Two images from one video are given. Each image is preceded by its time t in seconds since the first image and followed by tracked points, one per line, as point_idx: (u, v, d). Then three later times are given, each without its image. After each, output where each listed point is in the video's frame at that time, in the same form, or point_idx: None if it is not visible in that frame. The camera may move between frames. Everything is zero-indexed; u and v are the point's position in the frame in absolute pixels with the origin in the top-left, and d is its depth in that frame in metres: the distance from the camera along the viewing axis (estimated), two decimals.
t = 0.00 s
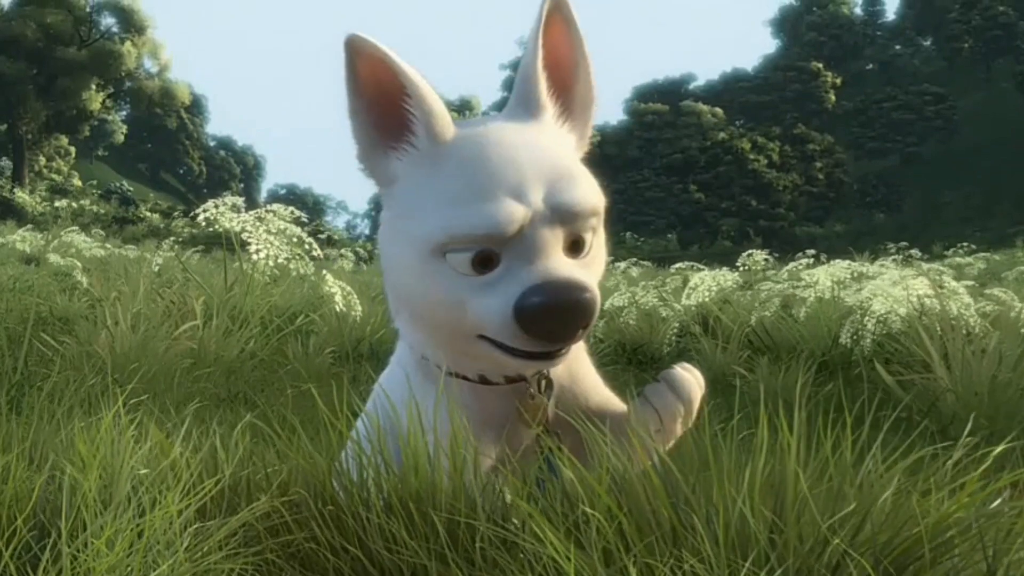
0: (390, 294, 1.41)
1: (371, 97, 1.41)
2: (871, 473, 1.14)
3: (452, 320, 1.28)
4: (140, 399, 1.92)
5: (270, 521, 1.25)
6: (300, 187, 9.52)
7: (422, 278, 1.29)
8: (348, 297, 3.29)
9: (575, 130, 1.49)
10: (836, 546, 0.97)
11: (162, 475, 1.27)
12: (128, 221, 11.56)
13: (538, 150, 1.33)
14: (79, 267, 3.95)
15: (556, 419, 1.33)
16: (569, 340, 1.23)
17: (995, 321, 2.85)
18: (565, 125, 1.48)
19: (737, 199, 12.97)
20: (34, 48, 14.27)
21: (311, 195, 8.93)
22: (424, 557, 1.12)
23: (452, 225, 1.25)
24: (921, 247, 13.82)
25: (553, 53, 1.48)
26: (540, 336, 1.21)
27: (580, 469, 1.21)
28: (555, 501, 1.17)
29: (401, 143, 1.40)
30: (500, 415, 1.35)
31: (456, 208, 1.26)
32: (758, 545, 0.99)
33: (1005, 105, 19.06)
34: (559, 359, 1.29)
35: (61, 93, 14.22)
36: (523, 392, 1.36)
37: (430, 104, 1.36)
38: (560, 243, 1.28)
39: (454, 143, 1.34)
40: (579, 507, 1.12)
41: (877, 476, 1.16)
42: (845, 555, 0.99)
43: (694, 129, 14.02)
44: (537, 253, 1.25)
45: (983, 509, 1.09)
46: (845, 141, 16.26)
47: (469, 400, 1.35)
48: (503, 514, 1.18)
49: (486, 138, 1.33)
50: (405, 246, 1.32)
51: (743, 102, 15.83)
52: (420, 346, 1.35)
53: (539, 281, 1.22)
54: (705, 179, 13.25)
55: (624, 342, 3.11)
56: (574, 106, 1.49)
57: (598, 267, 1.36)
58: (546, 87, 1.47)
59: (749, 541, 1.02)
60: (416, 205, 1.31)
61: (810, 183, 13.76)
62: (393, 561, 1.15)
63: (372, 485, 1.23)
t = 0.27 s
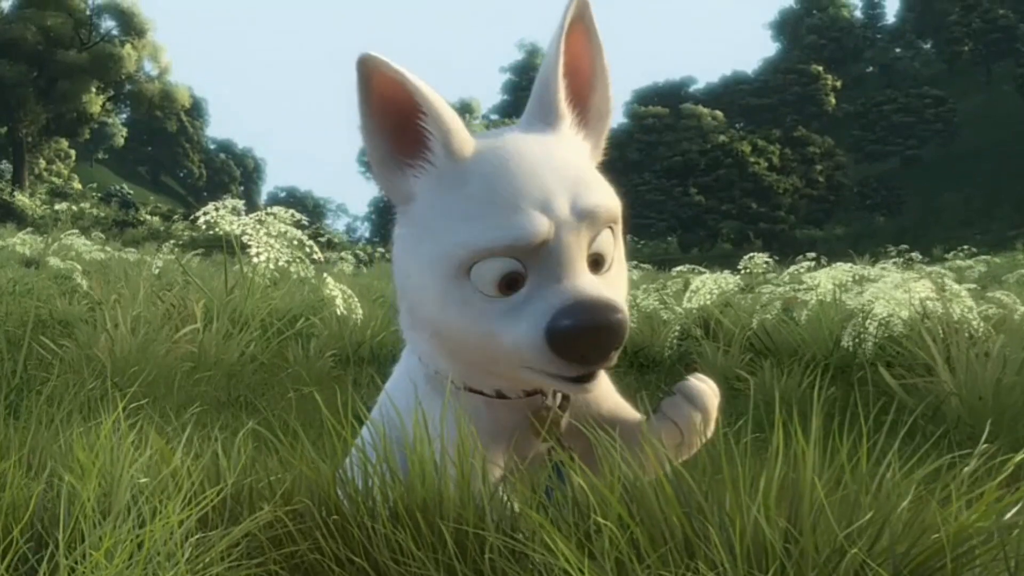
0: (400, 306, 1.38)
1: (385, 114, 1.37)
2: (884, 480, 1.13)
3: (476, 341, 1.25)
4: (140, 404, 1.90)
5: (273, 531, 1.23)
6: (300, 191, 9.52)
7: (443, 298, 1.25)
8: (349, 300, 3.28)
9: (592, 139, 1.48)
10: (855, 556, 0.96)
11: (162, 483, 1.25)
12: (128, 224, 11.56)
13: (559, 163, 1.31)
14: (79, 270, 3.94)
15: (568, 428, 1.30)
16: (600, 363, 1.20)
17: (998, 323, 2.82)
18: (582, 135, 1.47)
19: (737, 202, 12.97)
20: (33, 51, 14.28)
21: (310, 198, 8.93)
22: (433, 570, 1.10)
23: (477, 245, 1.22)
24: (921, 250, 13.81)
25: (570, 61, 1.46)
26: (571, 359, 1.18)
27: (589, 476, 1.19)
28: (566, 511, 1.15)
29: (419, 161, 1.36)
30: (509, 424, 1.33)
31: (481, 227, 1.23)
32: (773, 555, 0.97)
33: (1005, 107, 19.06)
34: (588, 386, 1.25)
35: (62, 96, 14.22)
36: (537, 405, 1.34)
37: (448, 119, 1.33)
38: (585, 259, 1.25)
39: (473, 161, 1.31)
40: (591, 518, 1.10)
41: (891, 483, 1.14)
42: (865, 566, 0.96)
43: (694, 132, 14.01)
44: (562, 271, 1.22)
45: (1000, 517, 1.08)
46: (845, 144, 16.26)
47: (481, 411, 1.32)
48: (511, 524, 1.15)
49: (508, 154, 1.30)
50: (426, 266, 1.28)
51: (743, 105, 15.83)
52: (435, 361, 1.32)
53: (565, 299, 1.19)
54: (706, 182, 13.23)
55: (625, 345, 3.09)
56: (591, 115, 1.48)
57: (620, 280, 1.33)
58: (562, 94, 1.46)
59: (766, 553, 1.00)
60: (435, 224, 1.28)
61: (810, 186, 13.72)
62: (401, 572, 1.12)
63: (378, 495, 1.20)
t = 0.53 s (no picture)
0: (404, 314, 1.36)
1: (378, 135, 1.32)
2: (899, 486, 1.11)
3: (493, 354, 1.23)
4: (140, 408, 1.90)
5: (276, 541, 1.21)
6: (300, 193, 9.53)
7: (458, 314, 1.23)
8: (349, 303, 3.26)
9: (594, 134, 1.47)
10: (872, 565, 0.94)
11: (163, 493, 1.24)
12: (127, 226, 11.55)
13: (570, 167, 1.29)
14: (79, 272, 3.93)
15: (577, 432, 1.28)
16: (619, 369, 1.19)
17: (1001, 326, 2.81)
18: (583, 132, 1.46)
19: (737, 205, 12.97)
20: (34, 53, 14.32)
21: (311, 200, 8.92)
22: None
23: (492, 262, 1.19)
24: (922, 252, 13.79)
25: (566, 55, 1.44)
26: (594, 371, 1.17)
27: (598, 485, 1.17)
28: (574, 520, 1.13)
29: (419, 176, 1.32)
30: (515, 430, 1.31)
31: (495, 239, 1.20)
32: (786, 563, 0.95)
33: (1005, 110, 19.06)
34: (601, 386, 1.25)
35: (61, 98, 14.21)
36: (546, 412, 1.32)
37: (447, 136, 1.29)
38: (601, 265, 1.24)
39: (477, 172, 1.28)
40: (601, 527, 1.08)
41: (904, 490, 1.12)
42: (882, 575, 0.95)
43: (695, 135, 13.99)
44: (579, 281, 1.21)
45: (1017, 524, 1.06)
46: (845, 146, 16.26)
47: (489, 418, 1.31)
48: (520, 532, 1.14)
49: (515, 161, 1.28)
50: (437, 281, 1.25)
51: (743, 108, 15.82)
52: (442, 370, 1.30)
53: (584, 308, 1.18)
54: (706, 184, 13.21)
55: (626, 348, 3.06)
56: (591, 112, 1.47)
57: (631, 282, 1.32)
58: (562, 91, 1.44)
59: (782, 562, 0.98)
60: (446, 239, 1.25)
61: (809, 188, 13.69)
62: None
63: (385, 502, 1.19)
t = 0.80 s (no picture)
0: (408, 315, 1.35)
1: (379, 139, 1.31)
2: (909, 489, 1.10)
3: (498, 356, 1.22)
4: (140, 410, 1.89)
5: (279, 546, 1.20)
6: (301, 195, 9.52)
7: (463, 318, 1.22)
8: (350, 304, 3.26)
9: (599, 134, 1.46)
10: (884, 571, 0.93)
11: (163, 498, 1.23)
12: (127, 229, 11.54)
13: (576, 167, 1.28)
14: (79, 274, 3.93)
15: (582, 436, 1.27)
16: (625, 370, 1.18)
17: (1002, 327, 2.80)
18: (589, 132, 1.45)
19: (738, 207, 12.98)
20: (34, 55, 14.26)
21: (311, 202, 8.91)
22: None
23: (497, 265, 1.18)
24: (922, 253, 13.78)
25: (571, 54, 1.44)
26: (600, 372, 1.16)
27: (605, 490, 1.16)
28: (581, 525, 1.12)
29: (423, 179, 1.31)
30: (518, 433, 1.30)
31: (500, 242, 1.19)
32: (797, 569, 0.94)
33: (1005, 111, 19.06)
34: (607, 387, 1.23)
35: (61, 100, 14.21)
36: (551, 416, 1.31)
37: (449, 139, 1.27)
38: (606, 266, 1.22)
39: (480, 174, 1.27)
40: (609, 531, 1.07)
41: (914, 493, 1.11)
42: None
43: (695, 136, 13.98)
44: (584, 281, 1.19)
45: None
46: (845, 148, 16.25)
47: (492, 420, 1.29)
48: (524, 538, 1.13)
49: (519, 162, 1.27)
50: (441, 284, 1.24)
51: (743, 109, 15.81)
52: (447, 371, 1.29)
53: (590, 308, 1.17)
54: (706, 186, 13.21)
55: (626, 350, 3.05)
56: (597, 112, 1.46)
57: (637, 282, 1.31)
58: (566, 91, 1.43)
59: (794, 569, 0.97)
60: (450, 241, 1.24)
61: (810, 190, 13.68)
62: None
63: (389, 508, 1.18)
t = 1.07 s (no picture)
0: (411, 318, 1.34)
1: (377, 143, 1.30)
2: (918, 493, 1.09)
3: (502, 351, 1.21)
4: (140, 414, 1.88)
5: (281, 553, 1.19)
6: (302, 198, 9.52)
7: (465, 316, 1.21)
8: (351, 306, 3.24)
9: (604, 137, 1.45)
10: None
11: (163, 504, 1.22)
12: (128, 230, 11.56)
13: (576, 161, 1.27)
14: (79, 276, 3.92)
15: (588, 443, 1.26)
16: (629, 358, 1.16)
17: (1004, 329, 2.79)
18: (593, 134, 1.44)
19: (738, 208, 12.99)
20: (34, 57, 14.24)
21: (312, 204, 8.90)
22: None
23: (495, 257, 1.17)
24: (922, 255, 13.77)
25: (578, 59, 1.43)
26: (599, 357, 1.14)
27: (613, 495, 1.14)
28: (590, 529, 1.10)
29: (420, 180, 1.31)
30: (523, 440, 1.29)
31: (499, 235, 1.18)
32: None
33: (1005, 113, 19.06)
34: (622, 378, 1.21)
35: (61, 102, 14.22)
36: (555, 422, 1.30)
37: (444, 135, 1.27)
38: (608, 253, 1.21)
39: (480, 172, 1.26)
40: (618, 539, 1.06)
41: (921, 495, 1.10)
42: None
43: (695, 138, 13.98)
44: (584, 268, 1.18)
45: None
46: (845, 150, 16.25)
47: (496, 424, 1.28)
48: (531, 544, 1.11)
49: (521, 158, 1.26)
50: (442, 283, 1.23)
51: (744, 112, 15.81)
52: (448, 372, 1.28)
53: (595, 297, 1.15)
54: (706, 188, 13.20)
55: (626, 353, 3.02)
56: (602, 115, 1.45)
57: (649, 275, 1.29)
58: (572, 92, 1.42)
59: None
60: (449, 237, 1.23)
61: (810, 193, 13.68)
62: None
63: (392, 514, 1.16)
